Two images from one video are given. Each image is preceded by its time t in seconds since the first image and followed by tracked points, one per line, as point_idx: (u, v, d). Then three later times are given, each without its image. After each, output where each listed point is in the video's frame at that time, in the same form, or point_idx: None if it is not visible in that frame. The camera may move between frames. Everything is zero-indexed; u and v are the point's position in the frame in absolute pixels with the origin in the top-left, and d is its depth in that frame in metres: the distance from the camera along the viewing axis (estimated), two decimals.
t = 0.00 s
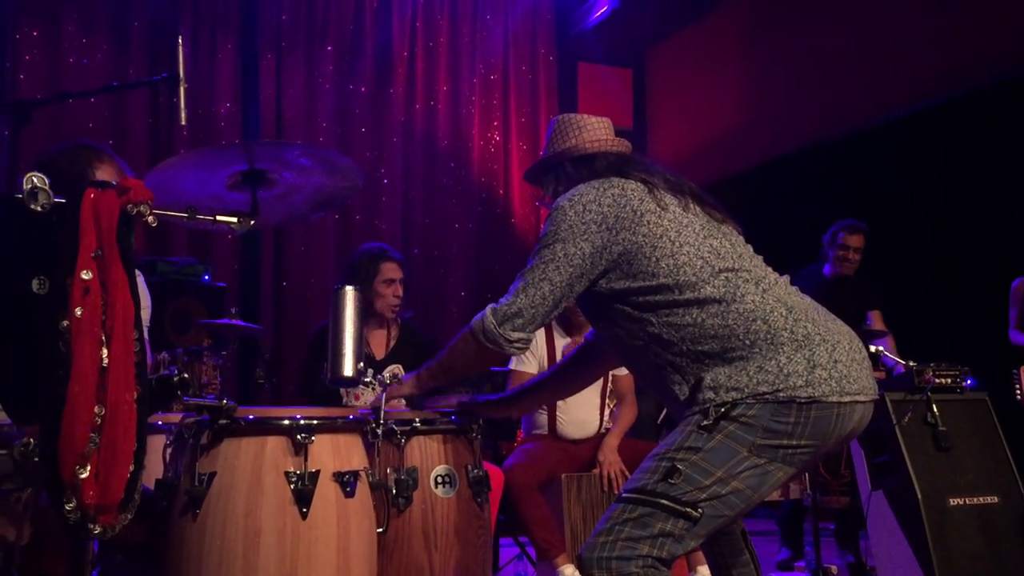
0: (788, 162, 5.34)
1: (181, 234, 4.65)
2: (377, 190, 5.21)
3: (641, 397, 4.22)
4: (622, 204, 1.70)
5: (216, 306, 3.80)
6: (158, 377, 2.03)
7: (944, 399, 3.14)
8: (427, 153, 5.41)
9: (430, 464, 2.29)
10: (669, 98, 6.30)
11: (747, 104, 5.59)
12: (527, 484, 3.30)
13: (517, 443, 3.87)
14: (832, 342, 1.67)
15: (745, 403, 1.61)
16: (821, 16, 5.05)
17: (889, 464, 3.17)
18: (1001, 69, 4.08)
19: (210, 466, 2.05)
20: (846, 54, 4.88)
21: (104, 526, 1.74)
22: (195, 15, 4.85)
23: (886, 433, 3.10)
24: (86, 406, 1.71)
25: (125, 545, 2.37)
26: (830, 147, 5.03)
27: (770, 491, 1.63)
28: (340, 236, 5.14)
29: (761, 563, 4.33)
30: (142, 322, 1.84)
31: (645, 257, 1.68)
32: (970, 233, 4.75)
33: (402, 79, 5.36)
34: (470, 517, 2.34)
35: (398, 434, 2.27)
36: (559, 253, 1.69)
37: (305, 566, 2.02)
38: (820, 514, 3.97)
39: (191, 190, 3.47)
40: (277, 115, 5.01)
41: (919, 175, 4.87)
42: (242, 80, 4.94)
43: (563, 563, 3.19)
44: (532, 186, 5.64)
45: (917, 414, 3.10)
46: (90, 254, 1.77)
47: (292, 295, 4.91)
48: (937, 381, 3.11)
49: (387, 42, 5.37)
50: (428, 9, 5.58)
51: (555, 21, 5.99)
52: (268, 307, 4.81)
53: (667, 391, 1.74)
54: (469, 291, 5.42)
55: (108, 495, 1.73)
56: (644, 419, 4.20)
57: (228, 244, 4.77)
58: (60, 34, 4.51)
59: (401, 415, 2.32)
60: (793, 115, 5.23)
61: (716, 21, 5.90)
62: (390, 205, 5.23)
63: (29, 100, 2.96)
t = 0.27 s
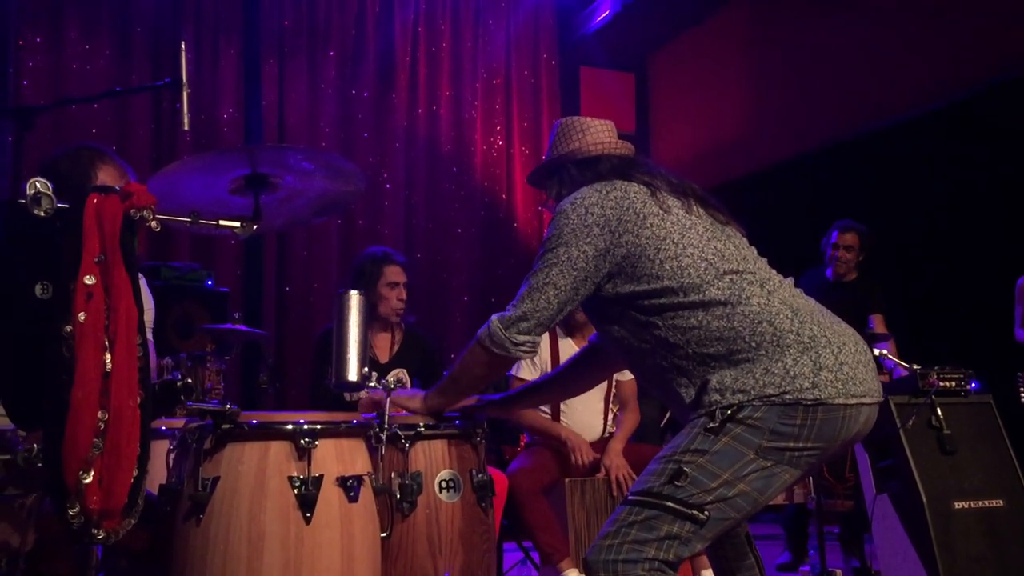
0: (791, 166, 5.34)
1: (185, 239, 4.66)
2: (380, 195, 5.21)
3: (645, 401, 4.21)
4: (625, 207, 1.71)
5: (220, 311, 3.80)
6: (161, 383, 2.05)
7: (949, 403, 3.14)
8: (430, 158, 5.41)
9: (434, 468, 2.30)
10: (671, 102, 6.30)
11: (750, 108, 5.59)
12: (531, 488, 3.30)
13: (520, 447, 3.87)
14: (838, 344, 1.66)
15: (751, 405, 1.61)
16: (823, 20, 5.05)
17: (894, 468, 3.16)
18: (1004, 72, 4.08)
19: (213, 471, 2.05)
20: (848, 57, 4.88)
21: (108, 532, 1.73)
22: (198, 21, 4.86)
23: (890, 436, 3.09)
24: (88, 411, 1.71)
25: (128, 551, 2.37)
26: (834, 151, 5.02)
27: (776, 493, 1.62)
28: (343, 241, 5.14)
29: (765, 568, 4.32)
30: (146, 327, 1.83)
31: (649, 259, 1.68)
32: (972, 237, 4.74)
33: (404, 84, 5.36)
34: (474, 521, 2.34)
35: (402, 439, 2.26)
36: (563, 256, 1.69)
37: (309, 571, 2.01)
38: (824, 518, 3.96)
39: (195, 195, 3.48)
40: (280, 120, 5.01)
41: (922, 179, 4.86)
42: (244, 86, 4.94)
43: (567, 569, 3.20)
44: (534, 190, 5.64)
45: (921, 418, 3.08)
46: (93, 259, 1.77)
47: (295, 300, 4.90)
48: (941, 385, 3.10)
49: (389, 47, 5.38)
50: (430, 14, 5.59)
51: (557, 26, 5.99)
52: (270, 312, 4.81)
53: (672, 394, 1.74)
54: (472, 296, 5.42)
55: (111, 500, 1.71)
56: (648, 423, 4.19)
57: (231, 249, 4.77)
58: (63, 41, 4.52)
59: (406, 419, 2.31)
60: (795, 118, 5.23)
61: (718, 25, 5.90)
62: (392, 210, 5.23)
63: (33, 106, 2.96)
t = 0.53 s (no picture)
0: (791, 170, 5.34)
1: (185, 245, 4.66)
2: (381, 200, 5.21)
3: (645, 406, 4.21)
4: (627, 211, 1.71)
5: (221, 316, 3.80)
6: (161, 388, 2.05)
7: (950, 406, 3.13)
8: (430, 163, 5.42)
9: (435, 473, 2.29)
10: (671, 106, 6.31)
11: (750, 112, 5.59)
12: (532, 493, 3.29)
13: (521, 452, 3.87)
14: (839, 350, 1.66)
15: (753, 410, 1.60)
16: (823, 24, 5.06)
17: (895, 472, 3.16)
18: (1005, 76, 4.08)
19: (214, 476, 2.05)
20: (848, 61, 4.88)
21: (108, 537, 1.73)
22: (198, 27, 4.87)
23: (892, 440, 3.09)
24: (89, 416, 1.71)
25: (128, 556, 2.37)
26: (834, 155, 5.03)
27: (777, 498, 1.62)
28: (344, 245, 5.14)
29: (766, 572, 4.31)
30: (145, 332, 1.84)
31: (650, 263, 1.68)
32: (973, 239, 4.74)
33: (405, 88, 5.37)
34: (475, 526, 2.34)
35: (403, 444, 2.25)
36: (565, 260, 1.69)
37: None
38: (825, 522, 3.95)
39: (195, 200, 3.48)
40: (280, 125, 5.02)
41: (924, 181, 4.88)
42: (245, 91, 4.95)
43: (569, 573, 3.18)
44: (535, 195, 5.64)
45: (922, 421, 3.08)
46: (93, 264, 1.77)
47: (296, 305, 4.90)
48: (942, 388, 3.10)
49: (390, 52, 5.39)
50: (431, 19, 5.59)
51: (557, 31, 6.00)
52: (271, 317, 4.81)
53: (673, 398, 1.74)
54: (473, 300, 5.42)
55: (111, 506, 1.72)
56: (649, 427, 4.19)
57: (232, 254, 4.78)
58: (64, 47, 4.52)
59: (406, 424, 2.30)
60: (796, 122, 5.23)
61: (718, 29, 5.91)
62: (393, 215, 5.24)
63: (34, 112, 2.97)
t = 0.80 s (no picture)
0: (790, 174, 5.35)
1: (185, 250, 4.66)
2: (380, 204, 5.22)
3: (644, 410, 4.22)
4: (623, 212, 1.71)
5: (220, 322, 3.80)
6: (161, 393, 2.08)
7: (949, 410, 3.14)
8: (430, 167, 5.42)
9: (434, 478, 2.30)
10: (670, 110, 6.32)
11: (749, 116, 5.60)
12: (532, 497, 3.29)
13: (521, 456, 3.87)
14: (838, 346, 1.66)
15: (753, 409, 1.61)
16: (822, 28, 5.07)
17: (895, 476, 3.16)
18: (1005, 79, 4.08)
19: (213, 482, 2.05)
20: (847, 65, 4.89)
21: (107, 543, 1.73)
22: (198, 33, 4.88)
23: (891, 444, 3.09)
24: (88, 422, 1.71)
25: (128, 562, 2.37)
26: (832, 159, 5.03)
27: (779, 497, 1.62)
28: (343, 250, 5.14)
29: None
30: (145, 337, 1.83)
31: (647, 264, 1.68)
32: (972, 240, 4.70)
33: (404, 93, 5.37)
34: (475, 531, 2.34)
35: (401, 448, 2.26)
36: (562, 262, 1.69)
37: None
38: (825, 526, 3.95)
39: (194, 206, 3.49)
40: (280, 130, 5.03)
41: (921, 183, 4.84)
42: (244, 96, 4.95)
43: None
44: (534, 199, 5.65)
45: (921, 425, 3.09)
46: (92, 270, 1.77)
47: (296, 310, 4.90)
48: (942, 392, 3.10)
49: (389, 57, 5.39)
50: (430, 23, 5.60)
51: (556, 35, 6.01)
52: (271, 322, 4.81)
53: (672, 400, 1.74)
54: (472, 305, 5.42)
55: (110, 512, 1.72)
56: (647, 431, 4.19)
57: (231, 259, 4.78)
58: (64, 53, 4.53)
59: (406, 429, 2.31)
60: (795, 126, 5.24)
61: (717, 33, 5.92)
62: (392, 219, 5.24)
63: (34, 117, 2.97)
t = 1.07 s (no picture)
0: (790, 176, 5.35)
1: (185, 252, 4.66)
2: (380, 206, 5.22)
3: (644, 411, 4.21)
4: (623, 215, 1.71)
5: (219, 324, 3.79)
6: (161, 396, 2.06)
7: (949, 411, 3.14)
8: (429, 169, 5.42)
9: (434, 479, 2.30)
10: (669, 112, 6.32)
11: (749, 117, 5.60)
12: (532, 499, 3.29)
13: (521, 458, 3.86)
14: (837, 349, 1.67)
15: (752, 411, 1.61)
16: (822, 29, 5.07)
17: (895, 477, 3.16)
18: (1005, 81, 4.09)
19: (213, 483, 2.05)
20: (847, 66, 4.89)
21: (107, 545, 1.73)
22: (198, 36, 4.88)
23: (891, 446, 3.09)
24: (88, 423, 1.71)
25: (127, 564, 2.37)
26: (832, 160, 5.03)
27: (778, 500, 1.62)
28: (343, 252, 5.14)
29: None
30: (144, 339, 1.84)
31: (647, 266, 1.68)
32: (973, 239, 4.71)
33: (403, 95, 5.37)
34: (474, 532, 2.34)
35: (401, 451, 2.25)
36: (562, 264, 1.69)
37: None
38: (825, 527, 3.95)
39: (194, 208, 3.48)
40: (279, 132, 5.03)
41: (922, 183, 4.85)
42: (244, 98, 4.96)
43: None
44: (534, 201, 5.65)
45: (922, 426, 3.09)
46: (92, 272, 1.77)
47: (296, 312, 4.90)
48: (941, 394, 3.11)
49: (389, 59, 5.39)
50: (429, 25, 5.60)
51: (555, 37, 6.01)
52: (270, 324, 4.81)
53: (671, 403, 1.74)
54: (472, 306, 5.42)
55: (110, 514, 1.72)
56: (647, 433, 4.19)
57: (231, 261, 4.78)
58: (63, 55, 4.53)
59: (405, 431, 2.31)
60: (794, 128, 5.24)
61: (716, 35, 5.92)
62: (392, 221, 5.24)
63: (34, 120, 2.96)
